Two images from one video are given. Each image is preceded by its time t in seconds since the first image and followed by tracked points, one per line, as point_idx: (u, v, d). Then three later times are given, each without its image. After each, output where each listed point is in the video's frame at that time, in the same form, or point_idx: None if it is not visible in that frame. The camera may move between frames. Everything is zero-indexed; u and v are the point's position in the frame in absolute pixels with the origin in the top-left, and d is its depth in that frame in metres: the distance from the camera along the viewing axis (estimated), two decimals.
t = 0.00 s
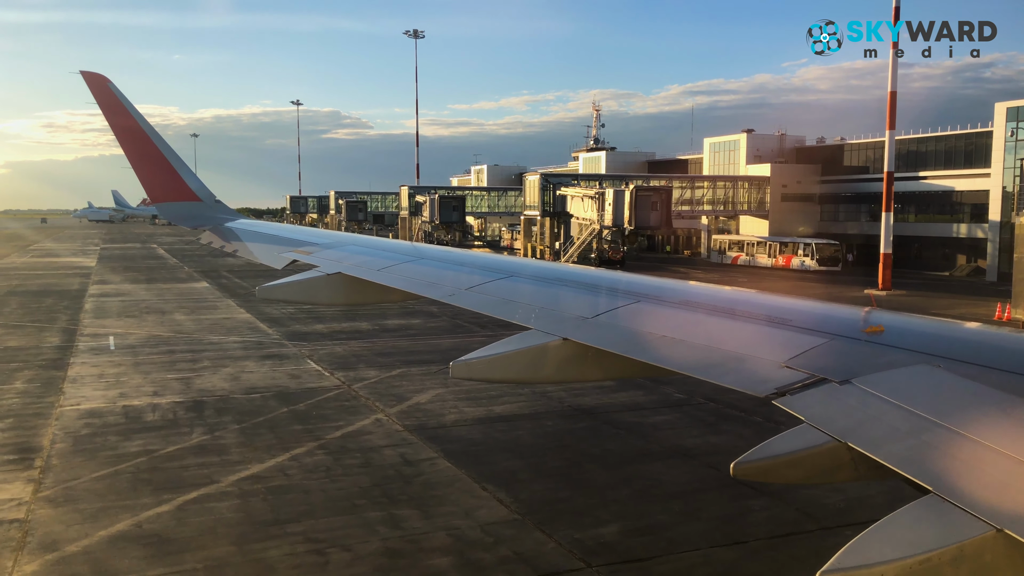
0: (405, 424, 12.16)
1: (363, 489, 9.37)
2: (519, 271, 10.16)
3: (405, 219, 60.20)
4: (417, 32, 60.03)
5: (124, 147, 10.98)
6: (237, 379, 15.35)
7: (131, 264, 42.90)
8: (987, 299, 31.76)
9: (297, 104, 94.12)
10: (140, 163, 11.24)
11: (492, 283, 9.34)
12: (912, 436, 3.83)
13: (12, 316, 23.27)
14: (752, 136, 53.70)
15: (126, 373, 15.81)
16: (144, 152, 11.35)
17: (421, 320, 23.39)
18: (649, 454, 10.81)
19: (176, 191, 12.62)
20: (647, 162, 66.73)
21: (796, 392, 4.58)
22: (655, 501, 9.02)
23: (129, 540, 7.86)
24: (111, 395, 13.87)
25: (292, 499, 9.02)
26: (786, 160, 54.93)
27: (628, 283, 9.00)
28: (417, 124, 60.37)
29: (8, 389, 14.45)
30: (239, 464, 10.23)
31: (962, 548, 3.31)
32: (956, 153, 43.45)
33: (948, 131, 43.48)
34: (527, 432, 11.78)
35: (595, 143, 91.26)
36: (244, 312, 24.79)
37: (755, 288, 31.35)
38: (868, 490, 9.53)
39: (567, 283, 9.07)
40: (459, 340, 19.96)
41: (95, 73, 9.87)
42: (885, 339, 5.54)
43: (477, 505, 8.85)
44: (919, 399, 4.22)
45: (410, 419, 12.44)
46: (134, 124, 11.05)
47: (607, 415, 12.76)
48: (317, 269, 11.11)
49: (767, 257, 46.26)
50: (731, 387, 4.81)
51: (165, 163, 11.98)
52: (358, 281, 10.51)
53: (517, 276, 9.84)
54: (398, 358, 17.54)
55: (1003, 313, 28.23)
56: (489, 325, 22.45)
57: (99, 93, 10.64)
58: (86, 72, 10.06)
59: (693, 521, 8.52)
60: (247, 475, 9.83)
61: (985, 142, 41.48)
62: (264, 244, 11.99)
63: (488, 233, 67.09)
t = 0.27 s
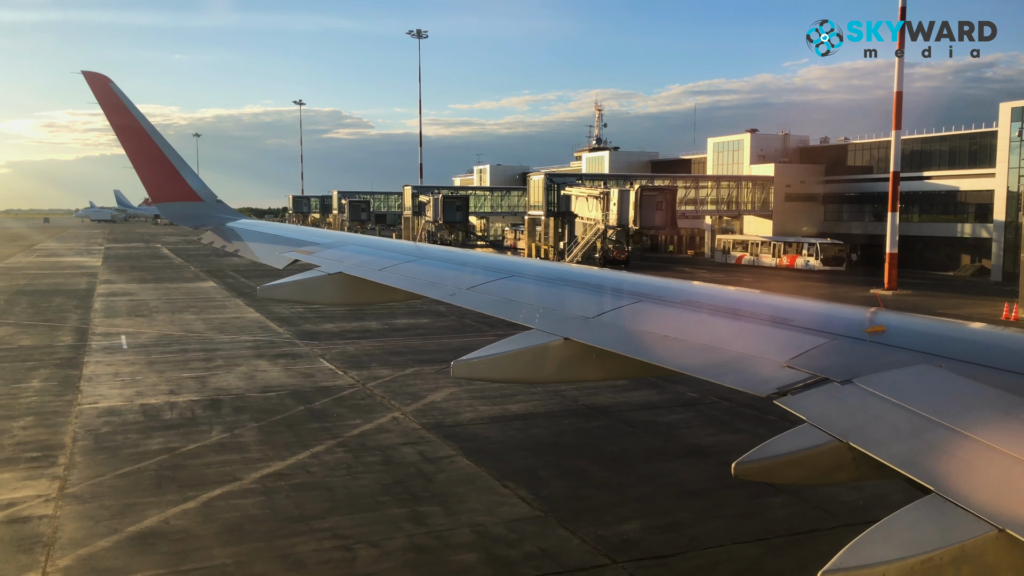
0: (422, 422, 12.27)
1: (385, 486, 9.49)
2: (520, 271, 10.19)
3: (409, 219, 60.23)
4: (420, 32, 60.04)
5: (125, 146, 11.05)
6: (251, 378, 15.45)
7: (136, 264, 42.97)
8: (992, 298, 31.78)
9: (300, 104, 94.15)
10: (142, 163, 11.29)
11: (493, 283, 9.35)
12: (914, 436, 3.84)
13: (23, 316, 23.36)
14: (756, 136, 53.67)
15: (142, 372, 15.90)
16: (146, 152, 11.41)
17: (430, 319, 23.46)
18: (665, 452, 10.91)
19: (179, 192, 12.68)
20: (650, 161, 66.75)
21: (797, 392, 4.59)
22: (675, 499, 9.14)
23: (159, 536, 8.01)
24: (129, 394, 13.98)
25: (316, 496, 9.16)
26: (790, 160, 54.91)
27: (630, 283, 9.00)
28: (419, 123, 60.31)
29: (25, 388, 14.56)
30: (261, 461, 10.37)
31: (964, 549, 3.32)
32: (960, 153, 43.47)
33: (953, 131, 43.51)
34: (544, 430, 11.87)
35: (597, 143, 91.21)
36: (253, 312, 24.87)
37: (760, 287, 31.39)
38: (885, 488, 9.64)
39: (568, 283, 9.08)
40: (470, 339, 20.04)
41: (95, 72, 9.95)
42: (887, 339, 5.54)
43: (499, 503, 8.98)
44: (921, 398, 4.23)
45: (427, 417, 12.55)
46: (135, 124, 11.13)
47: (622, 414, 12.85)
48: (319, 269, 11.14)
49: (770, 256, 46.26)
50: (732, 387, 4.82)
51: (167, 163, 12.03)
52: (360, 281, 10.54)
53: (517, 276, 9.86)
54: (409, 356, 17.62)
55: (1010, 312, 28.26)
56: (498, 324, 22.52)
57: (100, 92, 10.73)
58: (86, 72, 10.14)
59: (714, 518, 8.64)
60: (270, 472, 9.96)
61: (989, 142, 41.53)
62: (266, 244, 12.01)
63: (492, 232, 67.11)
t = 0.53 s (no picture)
0: (438, 420, 12.35)
1: (406, 483, 9.58)
2: (520, 271, 10.20)
3: (411, 219, 60.22)
4: (421, 32, 60.02)
5: (124, 146, 11.07)
6: (265, 376, 15.52)
7: (141, 264, 43.04)
8: (997, 296, 31.77)
9: (301, 104, 94.08)
10: (141, 163, 11.32)
11: (493, 283, 9.36)
12: (914, 436, 3.84)
13: (32, 316, 23.44)
14: (758, 134, 53.63)
15: (156, 371, 15.97)
16: (145, 152, 11.43)
17: (438, 318, 23.49)
18: (682, 449, 10.98)
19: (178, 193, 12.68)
20: (652, 160, 66.75)
21: (797, 391, 4.60)
22: (694, 495, 9.22)
23: (186, 532, 8.10)
24: (145, 393, 14.06)
25: (339, 493, 9.25)
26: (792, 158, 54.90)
27: (631, 282, 9.01)
28: (421, 122, 60.22)
29: (41, 388, 14.63)
30: (282, 459, 10.46)
31: (966, 547, 3.28)
32: (963, 151, 43.45)
33: (956, 129, 43.50)
34: (559, 428, 11.94)
35: (599, 142, 91.15)
36: (261, 311, 24.91)
37: (765, 286, 31.40)
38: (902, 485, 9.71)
39: (569, 283, 9.09)
40: (479, 338, 20.07)
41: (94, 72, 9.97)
42: (887, 338, 5.55)
43: (520, 499, 9.06)
44: (920, 398, 4.23)
45: (443, 416, 12.61)
46: (134, 124, 11.14)
47: (636, 412, 12.92)
48: (319, 269, 11.14)
49: (774, 255, 46.25)
50: (732, 386, 4.83)
51: (167, 163, 12.05)
52: (360, 281, 10.55)
53: (518, 275, 9.87)
54: (421, 355, 17.65)
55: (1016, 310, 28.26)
56: (506, 323, 22.55)
57: (100, 92, 10.75)
58: (85, 72, 10.16)
59: (734, 514, 8.72)
60: (291, 470, 10.05)
61: (992, 140, 41.60)
62: (265, 244, 12.01)
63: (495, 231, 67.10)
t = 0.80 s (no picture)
0: (453, 418, 12.47)
1: (426, 481, 9.70)
2: (520, 271, 10.21)
3: (412, 218, 60.21)
4: (423, 32, 60.00)
5: (124, 147, 10.99)
6: (278, 375, 15.61)
7: (145, 264, 43.04)
8: (1000, 296, 31.82)
9: (302, 104, 94.00)
10: (141, 164, 11.27)
11: (493, 283, 9.36)
12: (913, 435, 3.87)
13: (41, 316, 23.52)
14: (760, 134, 53.66)
15: (168, 370, 16.05)
16: (144, 153, 11.35)
17: (445, 317, 23.54)
18: (696, 448, 11.09)
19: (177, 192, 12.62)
20: (653, 160, 66.85)
21: (797, 390, 4.61)
22: (712, 493, 9.35)
23: (213, 529, 8.24)
24: (159, 392, 14.16)
25: (360, 490, 9.38)
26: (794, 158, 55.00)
27: (630, 282, 9.00)
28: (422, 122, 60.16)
29: (56, 387, 14.72)
30: (301, 458, 10.58)
31: (965, 546, 3.32)
32: (966, 151, 43.49)
33: (959, 129, 43.56)
34: (573, 426, 12.05)
35: (599, 141, 91.12)
36: (268, 311, 24.97)
37: (768, 286, 31.44)
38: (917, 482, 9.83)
39: (569, 282, 9.09)
40: (487, 337, 20.13)
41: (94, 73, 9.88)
42: (887, 337, 5.56)
43: (540, 496, 9.18)
44: (920, 397, 4.25)
45: (457, 414, 12.72)
46: (135, 124, 11.05)
47: (648, 410, 13.02)
48: (318, 269, 11.15)
49: (777, 254, 46.26)
50: (732, 385, 4.83)
51: (166, 163, 12.00)
52: (359, 281, 10.56)
53: (518, 275, 9.88)
54: (430, 354, 17.72)
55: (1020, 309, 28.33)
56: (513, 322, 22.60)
57: (100, 93, 10.64)
58: (85, 72, 10.06)
59: (752, 511, 8.84)
60: (311, 468, 10.18)
61: (995, 139, 41.61)
62: (265, 244, 11.99)
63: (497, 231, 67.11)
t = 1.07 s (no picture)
0: (467, 416, 12.56)
1: (445, 478, 9.80)
2: (518, 271, 10.23)
3: (414, 218, 60.23)
4: (424, 32, 60.01)
5: (122, 148, 11.00)
6: (290, 374, 15.68)
7: (148, 264, 43.06)
8: (1002, 294, 31.92)
9: (302, 104, 94.00)
10: (139, 165, 11.23)
11: (492, 283, 9.38)
12: (911, 434, 3.88)
13: (49, 315, 23.59)
14: (761, 133, 53.72)
15: (180, 369, 16.13)
16: (143, 153, 11.35)
17: (452, 316, 23.59)
18: (710, 445, 11.19)
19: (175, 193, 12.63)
20: (654, 159, 66.89)
21: (795, 390, 4.63)
22: (729, 490, 9.45)
23: (239, 525, 8.35)
24: (173, 391, 14.24)
25: (381, 487, 9.49)
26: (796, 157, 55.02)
27: (630, 282, 9.03)
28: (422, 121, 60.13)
29: (70, 386, 14.81)
30: (320, 455, 10.68)
31: (963, 545, 3.34)
32: (967, 150, 43.50)
33: (960, 128, 43.60)
34: (587, 424, 12.14)
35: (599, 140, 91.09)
36: (274, 310, 25.02)
37: (771, 285, 31.52)
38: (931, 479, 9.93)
39: (568, 283, 9.11)
40: (494, 336, 20.19)
41: (92, 74, 9.90)
42: (885, 336, 5.58)
43: (559, 493, 9.29)
44: (918, 397, 4.27)
45: (471, 412, 12.81)
46: (133, 125, 11.06)
47: (661, 409, 13.11)
48: (317, 269, 11.15)
49: (779, 253, 46.27)
50: (731, 386, 4.85)
51: (164, 163, 11.98)
52: (357, 281, 10.57)
53: (517, 276, 9.89)
54: (439, 353, 17.78)
55: None
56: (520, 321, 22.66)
57: (98, 94, 10.65)
58: (83, 73, 10.07)
59: (770, 507, 8.96)
60: (330, 466, 10.28)
61: (996, 138, 41.60)
62: (263, 245, 12.00)
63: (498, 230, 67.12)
